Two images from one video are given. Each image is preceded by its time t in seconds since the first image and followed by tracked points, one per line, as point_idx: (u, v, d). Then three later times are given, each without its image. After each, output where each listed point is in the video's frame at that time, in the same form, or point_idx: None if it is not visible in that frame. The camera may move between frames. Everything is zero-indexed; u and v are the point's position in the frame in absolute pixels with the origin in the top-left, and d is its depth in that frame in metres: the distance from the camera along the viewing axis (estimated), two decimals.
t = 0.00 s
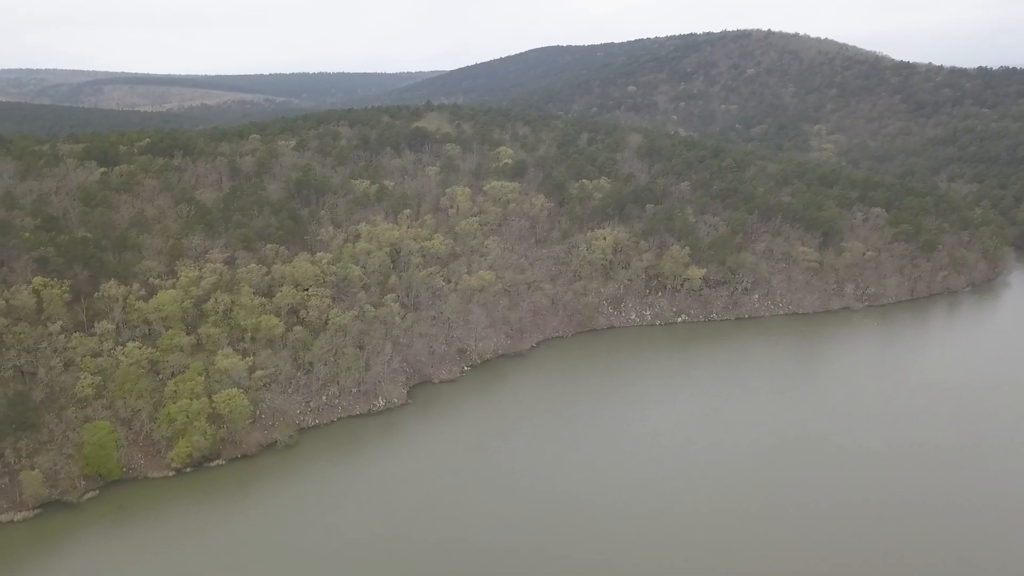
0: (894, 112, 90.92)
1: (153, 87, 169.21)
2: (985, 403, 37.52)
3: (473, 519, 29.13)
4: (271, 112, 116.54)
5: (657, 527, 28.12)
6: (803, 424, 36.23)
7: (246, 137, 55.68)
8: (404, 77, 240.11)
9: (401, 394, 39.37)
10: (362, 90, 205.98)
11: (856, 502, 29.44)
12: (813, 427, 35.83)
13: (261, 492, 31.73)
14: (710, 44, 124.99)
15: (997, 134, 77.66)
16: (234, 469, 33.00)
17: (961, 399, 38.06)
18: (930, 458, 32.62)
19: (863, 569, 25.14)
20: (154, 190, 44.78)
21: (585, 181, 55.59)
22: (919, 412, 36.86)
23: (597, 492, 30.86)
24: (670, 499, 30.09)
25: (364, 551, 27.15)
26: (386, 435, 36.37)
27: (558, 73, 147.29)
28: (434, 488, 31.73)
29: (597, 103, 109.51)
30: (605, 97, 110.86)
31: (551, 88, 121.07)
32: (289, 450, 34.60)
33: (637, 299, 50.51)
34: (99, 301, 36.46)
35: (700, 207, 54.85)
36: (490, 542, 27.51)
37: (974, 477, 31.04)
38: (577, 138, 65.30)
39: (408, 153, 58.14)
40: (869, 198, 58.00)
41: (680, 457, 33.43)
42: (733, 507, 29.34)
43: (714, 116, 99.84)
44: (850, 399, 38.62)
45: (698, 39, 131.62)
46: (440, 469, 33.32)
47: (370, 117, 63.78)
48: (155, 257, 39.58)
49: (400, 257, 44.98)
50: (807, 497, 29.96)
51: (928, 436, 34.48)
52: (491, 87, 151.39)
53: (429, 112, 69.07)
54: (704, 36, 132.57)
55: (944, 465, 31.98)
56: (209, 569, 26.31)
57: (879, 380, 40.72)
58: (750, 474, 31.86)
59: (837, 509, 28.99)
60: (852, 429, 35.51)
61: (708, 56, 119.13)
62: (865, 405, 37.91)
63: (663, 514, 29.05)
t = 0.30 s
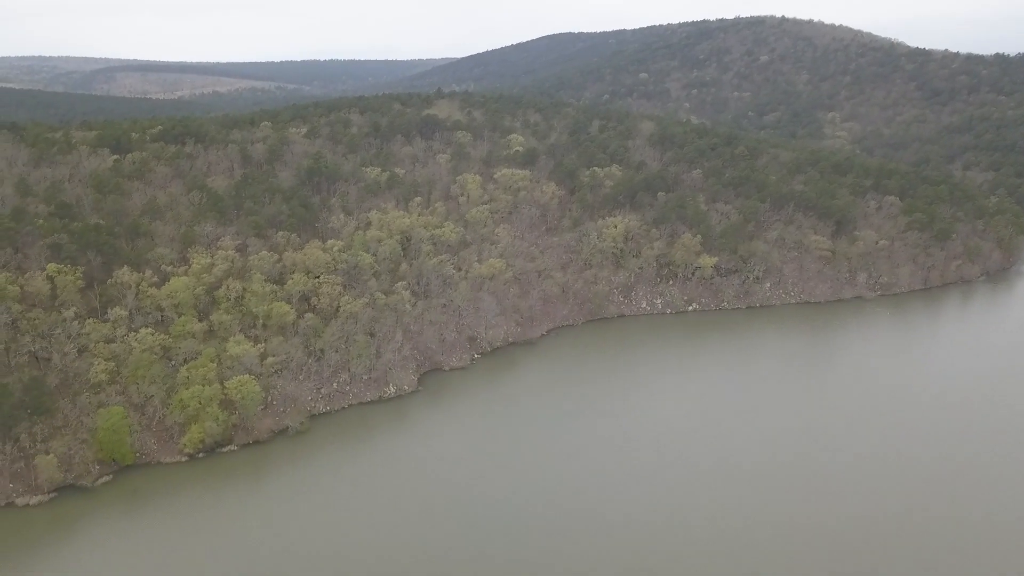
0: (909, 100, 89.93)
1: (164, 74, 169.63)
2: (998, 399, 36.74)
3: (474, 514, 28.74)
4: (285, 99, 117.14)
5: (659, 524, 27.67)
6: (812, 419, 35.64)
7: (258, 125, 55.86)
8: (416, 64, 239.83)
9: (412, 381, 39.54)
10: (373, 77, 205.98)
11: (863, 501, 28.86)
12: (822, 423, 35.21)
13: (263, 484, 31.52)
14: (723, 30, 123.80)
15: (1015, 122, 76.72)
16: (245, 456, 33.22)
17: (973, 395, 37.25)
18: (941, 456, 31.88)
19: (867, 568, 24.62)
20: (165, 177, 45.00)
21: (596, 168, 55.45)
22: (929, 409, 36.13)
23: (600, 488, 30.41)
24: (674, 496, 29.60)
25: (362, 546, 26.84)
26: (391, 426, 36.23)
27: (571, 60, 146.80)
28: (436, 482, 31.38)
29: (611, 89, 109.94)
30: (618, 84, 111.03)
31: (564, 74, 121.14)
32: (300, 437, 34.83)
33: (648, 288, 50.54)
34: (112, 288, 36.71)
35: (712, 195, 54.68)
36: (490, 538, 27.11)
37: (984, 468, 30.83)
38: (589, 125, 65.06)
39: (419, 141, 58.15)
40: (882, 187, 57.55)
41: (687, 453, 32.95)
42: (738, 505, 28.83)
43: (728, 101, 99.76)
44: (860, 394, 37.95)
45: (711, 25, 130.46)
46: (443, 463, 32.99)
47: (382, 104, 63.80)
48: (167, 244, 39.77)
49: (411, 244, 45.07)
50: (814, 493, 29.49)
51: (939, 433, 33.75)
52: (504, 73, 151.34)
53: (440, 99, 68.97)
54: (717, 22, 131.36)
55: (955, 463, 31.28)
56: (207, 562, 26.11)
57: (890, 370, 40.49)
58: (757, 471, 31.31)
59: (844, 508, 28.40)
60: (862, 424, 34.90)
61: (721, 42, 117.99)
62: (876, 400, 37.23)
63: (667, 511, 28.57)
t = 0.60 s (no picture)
0: (926, 86, 88.86)
1: (177, 61, 169.93)
2: (1011, 391, 36.35)
3: (479, 503, 28.74)
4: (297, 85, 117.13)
5: (664, 519, 27.25)
6: (823, 411, 35.20)
7: (270, 111, 56.00)
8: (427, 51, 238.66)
9: (423, 367, 39.72)
10: (384, 63, 205.34)
11: (872, 495, 28.44)
12: (832, 413, 35.01)
13: (268, 473, 31.41)
14: (737, 16, 122.54)
15: None
16: (257, 442, 33.43)
17: (987, 389, 36.65)
18: (953, 451, 31.36)
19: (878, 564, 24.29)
20: (178, 163, 45.25)
21: (608, 155, 55.31)
22: (941, 400, 35.77)
23: (606, 481, 30.11)
24: (680, 489, 29.26)
25: (364, 537, 26.65)
26: (399, 414, 36.22)
27: (583, 46, 145.82)
28: (441, 473, 31.15)
29: (623, 76, 109.38)
30: (630, 70, 110.42)
31: (575, 61, 120.47)
32: (312, 422, 35.09)
33: (660, 275, 50.54)
34: (126, 273, 36.95)
35: (725, 182, 54.42)
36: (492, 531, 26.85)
37: (993, 459, 30.67)
38: (601, 112, 64.82)
39: (430, 127, 58.11)
40: (897, 174, 57.10)
41: (695, 445, 32.62)
42: (745, 499, 28.48)
43: (742, 88, 98.83)
44: (873, 387, 37.44)
45: (725, 11, 129.12)
46: (449, 453, 32.78)
47: (393, 91, 63.79)
48: (180, 230, 39.97)
49: (423, 231, 45.15)
50: (823, 487, 29.10)
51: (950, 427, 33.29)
52: (515, 60, 150.52)
53: (452, 85, 68.83)
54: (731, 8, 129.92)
55: (966, 458, 30.81)
56: (209, 552, 26.01)
57: (901, 360, 40.31)
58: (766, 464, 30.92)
59: (853, 503, 27.99)
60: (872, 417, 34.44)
61: (735, 27, 116.80)
62: (888, 393, 36.69)
63: (673, 505, 28.24)
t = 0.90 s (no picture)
0: (943, 73, 87.80)
1: (188, 47, 170.16)
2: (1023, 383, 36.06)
3: (487, 490, 28.90)
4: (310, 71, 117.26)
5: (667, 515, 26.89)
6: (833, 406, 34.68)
7: (281, 97, 56.12)
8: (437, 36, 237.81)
9: (433, 354, 39.89)
10: (395, 49, 204.93)
11: (881, 493, 27.94)
12: (842, 403, 34.92)
13: (271, 464, 31.25)
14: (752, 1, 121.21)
15: None
16: (267, 428, 33.65)
17: (1002, 385, 35.91)
18: (965, 449, 30.73)
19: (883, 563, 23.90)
20: (190, 150, 45.46)
21: (619, 142, 55.12)
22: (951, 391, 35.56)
23: (610, 477, 29.70)
24: (687, 478, 29.33)
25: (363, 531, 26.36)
26: (405, 405, 36.09)
27: (595, 32, 144.91)
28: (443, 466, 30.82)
29: (634, 62, 108.89)
30: (642, 57, 109.83)
31: (586, 47, 119.91)
32: (324, 407, 35.32)
33: (671, 263, 50.55)
34: (138, 260, 37.18)
35: (737, 169, 54.15)
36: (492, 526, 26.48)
37: (1003, 451, 30.48)
38: (612, 99, 64.55)
39: (441, 114, 58.04)
40: (912, 162, 56.65)
41: (702, 440, 32.20)
42: (751, 495, 28.01)
43: (755, 75, 98.01)
44: (885, 381, 36.87)
45: None
46: (453, 446, 32.48)
47: (404, 76, 63.73)
48: (192, 217, 40.17)
49: (433, 218, 45.20)
50: (831, 484, 28.61)
51: (960, 419, 33.11)
52: (527, 45, 149.78)
53: (463, 71, 68.63)
54: None
55: (979, 456, 30.16)
56: (208, 544, 25.84)
57: (913, 350, 40.09)
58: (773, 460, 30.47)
59: (861, 501, 27.49)
60: (883, 413, 33.86)
61: (749, 13, 115.57)
62: (900, 388, 36.07)
63: (677, 502, 27.81)
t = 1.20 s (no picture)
0: (962, 59, 86.63)
1: (201, 32, 170.32)
2: None
3: (495, 478, 28.96)
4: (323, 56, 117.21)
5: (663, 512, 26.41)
6: (836, 400, 34.15)
7: (293, 83, 56.22)
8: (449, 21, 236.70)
9: (445, 340, 40.01)
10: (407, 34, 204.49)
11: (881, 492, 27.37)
12: (852, 394, 34.73)
13: (267, 456, 30.99)
14: None
15: None
16: (278, 413, 33.86)
17: (1008, 380, 35.20)
18: (972, 445, 30.22)
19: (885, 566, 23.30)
20: (202, 136, 45.64)
21: (632, 128, 54.88)
22: (964, 383, 35.20)
23: (615, 468, 29.53)
24: (695, 468, 29.28)
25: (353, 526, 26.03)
26: (405, 395, 35.81)
27: (608, 17, 143.84)
28: (438, 459, 30.52)
29: (647, 48, 108.25)
30: (655, 42, 109.11)
31: (598, 32, 119.20)
32: (336, 392, 35.52)
33: (683, 251, 50.51)
34: (152, 245, 37.40)
35: (750, 156, 53.82)
36: (486, 522, 26.11)
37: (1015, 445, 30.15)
38: (625, 84, 64.19)
39: (453, 100, 57.93)
40: (928, 149, 56.11)
41: (702, 434, 31.73)
42: (750, 492, 27.55)
43: (770, 61, 97.10)
44: (889, 376, 36.26)
45: None
46: (448, 439, 32.15)
47: (416, 62, 63.66)
48: (205, 202, 40.36)
49: (445, 205, 45.27)
50: (832, 483, 28.03)
51: (972, 411, 32.78)
52: (540, 30, 149.01)
53: (475, 57, 68.41)
54: None
55: (983, 453, 29.55)
56: (195, 538, 25.52)
57: (926, 340, 39.75)
58: (774, 456, 29.99)
59: (861, 499, 26.93)
60: (885, 409, 33.29)
61: None
62: (905, 383, 35.43)
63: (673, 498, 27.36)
